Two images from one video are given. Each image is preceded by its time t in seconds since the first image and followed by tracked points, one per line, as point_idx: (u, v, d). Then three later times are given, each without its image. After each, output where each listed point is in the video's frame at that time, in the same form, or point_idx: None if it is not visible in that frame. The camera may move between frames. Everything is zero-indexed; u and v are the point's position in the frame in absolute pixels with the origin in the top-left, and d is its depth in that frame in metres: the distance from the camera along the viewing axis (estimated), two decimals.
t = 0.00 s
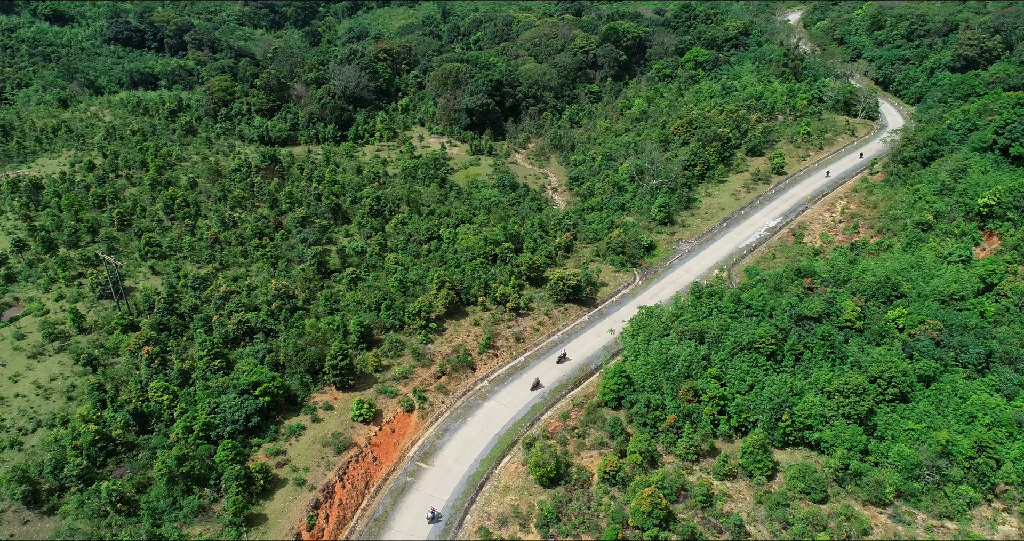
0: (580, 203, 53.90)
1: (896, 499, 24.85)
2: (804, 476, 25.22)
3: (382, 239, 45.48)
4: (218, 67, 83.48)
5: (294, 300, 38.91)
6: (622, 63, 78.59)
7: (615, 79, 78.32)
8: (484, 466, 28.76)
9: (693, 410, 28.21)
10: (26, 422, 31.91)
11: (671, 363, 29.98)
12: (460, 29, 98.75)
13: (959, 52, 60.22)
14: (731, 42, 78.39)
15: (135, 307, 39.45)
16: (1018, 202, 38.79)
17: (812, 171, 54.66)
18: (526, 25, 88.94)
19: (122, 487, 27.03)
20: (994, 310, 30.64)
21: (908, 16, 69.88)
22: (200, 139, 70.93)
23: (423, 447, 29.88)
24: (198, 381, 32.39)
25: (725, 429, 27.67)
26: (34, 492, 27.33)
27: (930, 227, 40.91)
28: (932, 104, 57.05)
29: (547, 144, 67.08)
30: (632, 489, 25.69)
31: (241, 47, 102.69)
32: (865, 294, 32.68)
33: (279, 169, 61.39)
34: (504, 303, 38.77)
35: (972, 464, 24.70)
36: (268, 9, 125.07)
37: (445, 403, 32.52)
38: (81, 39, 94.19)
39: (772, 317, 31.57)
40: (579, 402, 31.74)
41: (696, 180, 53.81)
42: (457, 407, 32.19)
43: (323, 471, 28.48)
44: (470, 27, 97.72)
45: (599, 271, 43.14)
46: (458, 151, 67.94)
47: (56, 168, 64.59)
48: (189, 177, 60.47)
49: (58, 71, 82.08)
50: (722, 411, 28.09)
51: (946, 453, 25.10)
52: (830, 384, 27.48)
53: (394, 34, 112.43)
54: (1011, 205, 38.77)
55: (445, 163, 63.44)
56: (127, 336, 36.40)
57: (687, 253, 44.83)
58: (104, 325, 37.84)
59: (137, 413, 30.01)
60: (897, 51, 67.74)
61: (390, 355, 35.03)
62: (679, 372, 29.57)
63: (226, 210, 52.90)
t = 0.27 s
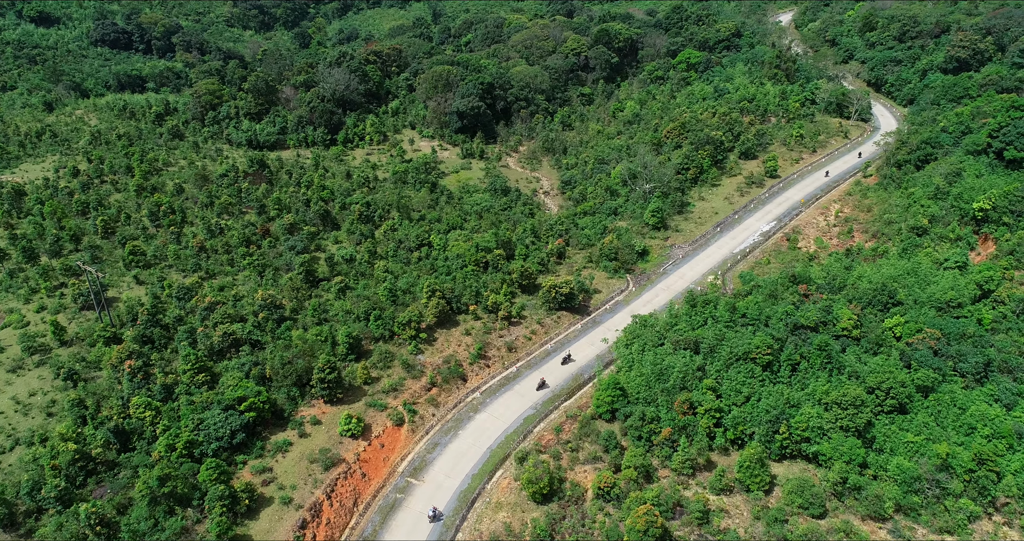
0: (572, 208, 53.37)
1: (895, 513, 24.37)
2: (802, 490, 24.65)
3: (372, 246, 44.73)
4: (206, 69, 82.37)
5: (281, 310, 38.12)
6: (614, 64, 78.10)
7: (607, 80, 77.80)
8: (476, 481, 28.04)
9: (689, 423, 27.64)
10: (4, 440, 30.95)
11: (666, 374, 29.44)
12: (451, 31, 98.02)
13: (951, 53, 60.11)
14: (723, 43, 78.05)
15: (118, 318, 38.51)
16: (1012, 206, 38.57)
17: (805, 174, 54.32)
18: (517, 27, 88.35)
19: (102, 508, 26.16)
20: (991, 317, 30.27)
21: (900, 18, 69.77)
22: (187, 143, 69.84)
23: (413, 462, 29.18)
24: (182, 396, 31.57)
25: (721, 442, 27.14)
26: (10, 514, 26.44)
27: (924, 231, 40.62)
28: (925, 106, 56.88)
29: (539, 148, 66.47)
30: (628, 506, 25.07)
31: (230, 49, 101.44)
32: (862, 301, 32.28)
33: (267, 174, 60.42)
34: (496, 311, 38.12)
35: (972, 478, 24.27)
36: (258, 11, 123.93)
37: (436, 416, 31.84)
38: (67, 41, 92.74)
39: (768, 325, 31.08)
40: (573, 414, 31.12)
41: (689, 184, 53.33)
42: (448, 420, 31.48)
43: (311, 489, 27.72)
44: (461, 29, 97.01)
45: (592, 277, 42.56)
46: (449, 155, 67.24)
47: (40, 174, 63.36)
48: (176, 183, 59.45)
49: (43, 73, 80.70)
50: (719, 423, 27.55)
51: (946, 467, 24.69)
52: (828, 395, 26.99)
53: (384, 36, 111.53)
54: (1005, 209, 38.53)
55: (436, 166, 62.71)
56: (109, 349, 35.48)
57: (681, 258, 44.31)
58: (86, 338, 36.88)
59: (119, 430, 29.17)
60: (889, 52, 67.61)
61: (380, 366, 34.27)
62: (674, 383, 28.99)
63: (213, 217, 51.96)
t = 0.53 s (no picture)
0: (563, 214, 52.74)
1: (895, 531, 23.40)
2: (800, 508, 23.92)
3: (359, 255, 43.88)
4: (191, 73, 81.12)
5: (266, 323, 37.19)
6: (604, 67, 77.55)
7: (597, 83, 77.21)
8: (465, 501, 27.23)
9: (683, 438, 26.98)
10: None
11: (659, 388, 28.77)
12: (440, 33, 97.16)
13: (942, 55, 59.96)
14: (713, 45, 77.68)
15: (97, 332, 37.43)
16: (1006, 211, 38.24)
17: (797, 177, 53.90)
18: (506, 29, 87.61)
19: (77, 536, 25.19)
20: (988, 326, 29.85)
21: (890, 19, 69.64)
22: (171, 148, 68.62)
23: (401, 481, 28.33)
24: (162, 415, 30.62)
25: (716, 458, 26.47)
26: None
27: (918, 237, 40.34)
28: (916, 109, 56.68)
29: (529, 152, 65.75)
30: (621, 526, 24.29)
31: (216, 51, 100.09)
32: (857, 311, 31.79)
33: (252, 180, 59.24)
34: (486, 322, 37.34)
35: (972, 493, 23.62)
36: (245, 12, 122.56)
37: (424, 432, 31.01)
38: (50, 44, 91.10)
39: (762, 337, 30.50)
40: (565, 429, 30.40)
41: (681, 189, 52.78)
42: (436, 436, 30.66)
43: (294, 512, 26.85)
44: (450, 31, 96.19)
45: (583, 285, 41.87)
46: (438, 159, 66.40)
47: (21, 180, 61.95)
48: (159, 190, 58.27)
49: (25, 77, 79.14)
50: (713, 439, 26.89)
51: (945, 482, 24.02)
52: (825, 409, 26.40)
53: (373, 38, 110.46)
54: (999, 214, 38.22)
55: (425, 171, 61.87)
56: (87, 365, 34.42)
57: (674, 265, 43.73)
58: (64, 353, 35.78)
59: (95, 452, 28.20)
60: (879, 54, 67.45)
61: (366, 381, 33.42)
62: (668, 398, 28.33)
63: (196, 226, 50.91)
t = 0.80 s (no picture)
0: (554, 219, 52.16)
1: None
2: (796, 524, 23.35)
3: (346, 263, 43.08)
4: (177, 76, 79.88)
5: (250, 335, 36.33)
6: (594, 69, 77.03)
7: (588, 85, 76.65)
8: (455, 518, 26.53)
9: (677, 452, 26.42)
10: None
11: (653, 400, 28.22)
12: (429, 34, 96.35)
13: (932, 57, 60.00)
14: (703, 46, 77.35)
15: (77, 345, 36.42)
16: (999, 215, 38.00)
17: (789, 181, 53.58)
18: (496, 31, 86.94)
19: None
20: (984, 334, 29.52)
21: (880, 21, 69.58)
22: (156, 153, 67.44)
23: (389, 498, 27.58)
24: (142, 432, 29.73)
25: (711, 472, 25.92)
26: None
27: (911, 241, 40.16)
28: (907, 112, 56.55)
29: (519, 155, 65.11)
30: None
31: (203, 53, 98.78)
32: (852, 319, 31.38)
33: (238, 186, 58.17)
34: (476, 332, 36.65)
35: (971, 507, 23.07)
36: (232, 14, 121.28)
37: (413, 446, 30.28)
38: (33, 46, 89.51)
39: (757, 346, 30.02)
40: (557, 442, 29.77)
41: (673, 193, 52.30)
42: (426, 451, 29.94)
43: (279, 532, 26.07)
44: (439, 32, 95.38)
45: (575, 292, 41.27)
46: (428, 164, 65.64)
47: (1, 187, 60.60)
48: (143, 196, 57.14)
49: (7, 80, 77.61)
50: (708, 452, 26.33)
51: (943, 496, 23.47)
52: (821, 422, 25.92)
53: (362, 39, 109.54)
54: (992, 219, 37.98)
55: (414, 176, 61.10)
56: (66, 380, 33.44)
57: (666, 271, 43.23)
58: (42, 368, 34.77)
59: (72, 473, 27.29)
60: (870, 56, 67.36)
61: (354, 394, 32.65)
62: (661, 410, 27.77)
63: (180, 233, 49.91)
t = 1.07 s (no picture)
0: (545, 224, 51.58)
1: None
2: None
3: (334, 272, 42.29)
4: (162, 79, 78.70)
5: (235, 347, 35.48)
6: (585, 71, 76.54)
7: (578, 87, 76.14)
8: (445, 537, 25.86)
9: (671, 467, 25.85)
10: None
11: (646, 413, 27.67)
12: (418, 36, 95.56)
13: (923, 59, 59.98)
14: (694, 48, 77.10)
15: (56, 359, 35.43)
16: (993, 220, 37.71)
17: (781, 184, 53.24)
18: (486, 33, 86.28)
19: None
20: (980, 342, 29.18)
21: (871, 22, 69.53)
22: (141, 159, 66.31)
23: (378, 516, 26.87)
24: (122, 451, 28.85)
25: (706, 487, 25.33)
26: None
27: (904, 246, 39.96)
28: (898, 114, 56.35)
29: (509, 159, 64.47)
30: None
31: (190, 55, 97.54)
32: (847, 327, 30.96)
33: (224, 192, 57.12)
34: (466, 342, 35.95)
35: (970, 522, 22.60)
36: (220, 16, 120.05)
37: (401, 462, 29.56)
38: (17, 49, 88.02)
39: (752, 357, 29.54)
40: (549, 455, 29.15)
41: (664, 198, 51.85)
42: (415, 466, 29.23)
43: None
44: (428, 34, 94.61)
45: (566, 300, 40.67)
46: (417, 168, 64.88)
47: None
48: (127, 202, 56.06)
49: None
50: (703, 467, 25.79)
51: (942, 511, 23.01)
52: (818, 435, 25.45)
53: (351, 41, 108.61)
54: (985, 223, 37.69)
55: (403, 181, 60.34)
56: (44, 396, 32.48)
57: (658, 277, 42.73)
58: (19, 383, 33.77)
59: (48, 495, 26.39)
60: (861, 57, 67.25)
61: (341, 408, 31.89)
62: (655, 423, 27.21)
63: (164, 242, 48.92)
